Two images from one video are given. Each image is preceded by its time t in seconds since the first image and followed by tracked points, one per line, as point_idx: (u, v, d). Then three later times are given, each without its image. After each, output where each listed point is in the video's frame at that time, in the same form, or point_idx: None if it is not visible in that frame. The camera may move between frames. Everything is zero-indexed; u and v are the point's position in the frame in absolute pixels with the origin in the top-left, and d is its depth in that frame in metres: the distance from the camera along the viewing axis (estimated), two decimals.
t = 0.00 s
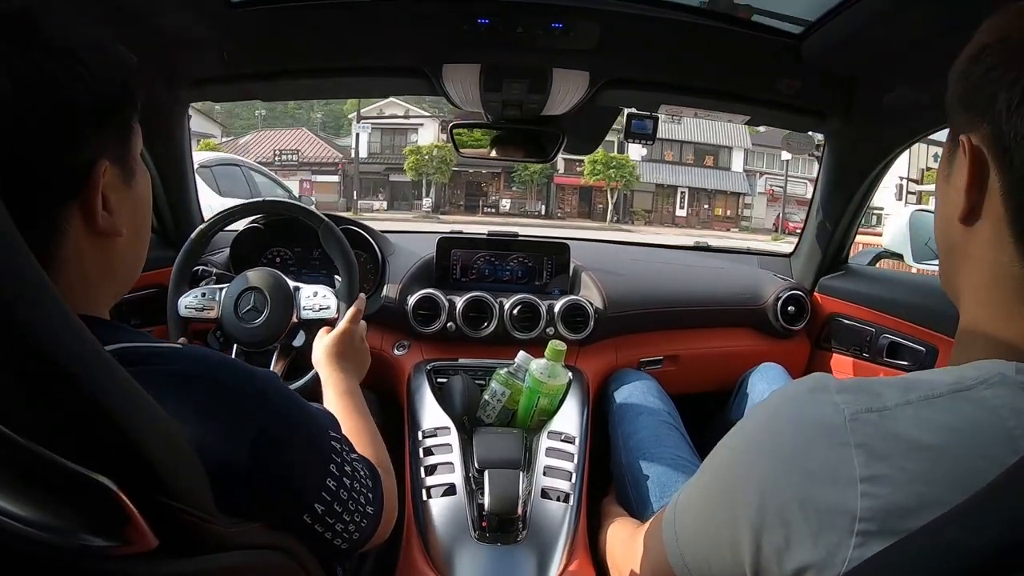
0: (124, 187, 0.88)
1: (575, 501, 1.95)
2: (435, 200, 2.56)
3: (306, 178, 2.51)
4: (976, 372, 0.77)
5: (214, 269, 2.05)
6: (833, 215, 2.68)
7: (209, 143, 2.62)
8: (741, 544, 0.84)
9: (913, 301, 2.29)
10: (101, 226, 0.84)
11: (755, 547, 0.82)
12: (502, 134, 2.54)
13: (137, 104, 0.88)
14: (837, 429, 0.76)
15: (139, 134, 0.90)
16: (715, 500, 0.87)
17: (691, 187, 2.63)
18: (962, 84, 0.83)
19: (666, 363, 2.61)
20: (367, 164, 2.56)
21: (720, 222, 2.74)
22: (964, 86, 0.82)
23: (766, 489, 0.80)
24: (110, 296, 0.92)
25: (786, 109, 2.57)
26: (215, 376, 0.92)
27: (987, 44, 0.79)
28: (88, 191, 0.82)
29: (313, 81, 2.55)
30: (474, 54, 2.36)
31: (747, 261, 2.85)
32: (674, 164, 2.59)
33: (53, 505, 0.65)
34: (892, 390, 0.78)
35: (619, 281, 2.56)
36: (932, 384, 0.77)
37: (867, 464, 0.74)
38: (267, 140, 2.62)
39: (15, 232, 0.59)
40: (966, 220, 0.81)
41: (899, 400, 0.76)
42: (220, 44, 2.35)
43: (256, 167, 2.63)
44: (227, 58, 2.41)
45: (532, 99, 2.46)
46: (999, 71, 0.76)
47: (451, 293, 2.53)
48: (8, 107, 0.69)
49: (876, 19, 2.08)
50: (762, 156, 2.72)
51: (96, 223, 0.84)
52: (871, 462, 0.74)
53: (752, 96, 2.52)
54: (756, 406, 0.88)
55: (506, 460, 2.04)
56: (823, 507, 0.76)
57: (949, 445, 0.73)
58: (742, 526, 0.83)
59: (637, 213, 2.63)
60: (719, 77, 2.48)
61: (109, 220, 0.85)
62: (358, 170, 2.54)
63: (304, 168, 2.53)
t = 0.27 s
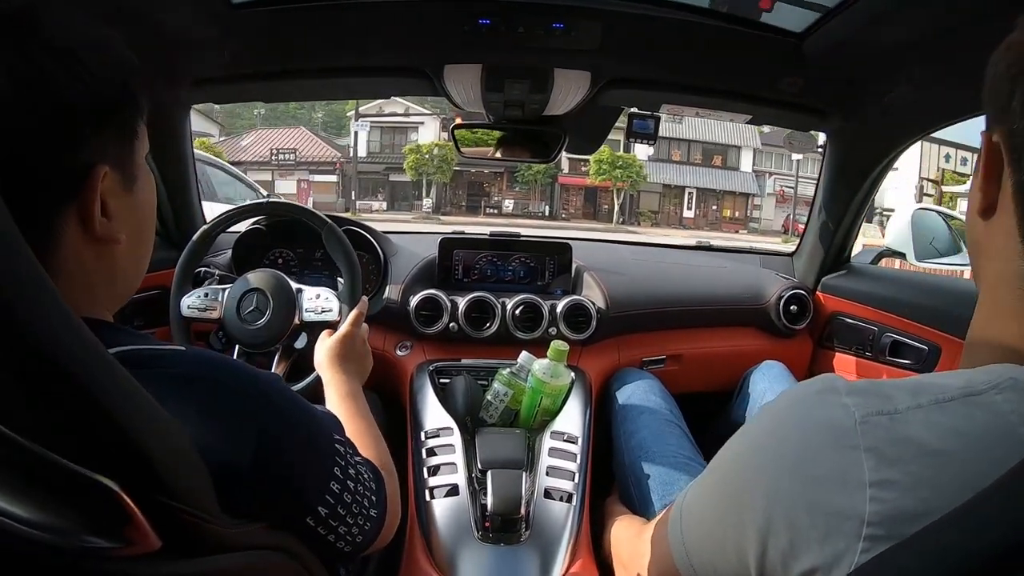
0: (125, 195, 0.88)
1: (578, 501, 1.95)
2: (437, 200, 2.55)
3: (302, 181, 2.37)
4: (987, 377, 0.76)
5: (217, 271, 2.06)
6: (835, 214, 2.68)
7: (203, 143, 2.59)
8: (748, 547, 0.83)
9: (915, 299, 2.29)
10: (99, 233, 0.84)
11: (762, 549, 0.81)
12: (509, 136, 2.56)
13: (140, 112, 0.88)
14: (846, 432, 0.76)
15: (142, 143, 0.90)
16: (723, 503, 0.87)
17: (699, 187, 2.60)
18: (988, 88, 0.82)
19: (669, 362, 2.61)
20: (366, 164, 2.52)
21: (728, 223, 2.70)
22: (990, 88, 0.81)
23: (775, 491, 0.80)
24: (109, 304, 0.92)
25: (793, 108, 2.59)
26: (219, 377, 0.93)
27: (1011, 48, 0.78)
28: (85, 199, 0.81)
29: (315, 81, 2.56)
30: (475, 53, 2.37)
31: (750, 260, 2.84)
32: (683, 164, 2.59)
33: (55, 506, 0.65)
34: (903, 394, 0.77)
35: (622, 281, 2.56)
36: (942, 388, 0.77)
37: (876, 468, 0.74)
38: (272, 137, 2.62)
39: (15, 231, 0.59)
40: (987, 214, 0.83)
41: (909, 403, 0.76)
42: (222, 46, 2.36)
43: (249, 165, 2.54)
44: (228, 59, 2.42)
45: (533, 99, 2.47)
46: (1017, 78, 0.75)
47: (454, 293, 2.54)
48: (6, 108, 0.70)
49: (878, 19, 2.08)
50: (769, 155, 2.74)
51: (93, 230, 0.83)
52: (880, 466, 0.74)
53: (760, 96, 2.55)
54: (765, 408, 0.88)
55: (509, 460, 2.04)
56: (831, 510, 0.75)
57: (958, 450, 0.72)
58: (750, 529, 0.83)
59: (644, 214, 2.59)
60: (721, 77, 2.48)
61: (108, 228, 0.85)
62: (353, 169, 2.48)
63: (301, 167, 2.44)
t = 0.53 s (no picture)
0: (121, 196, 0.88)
1: (579, 502, 1.95)
2: (435, 200, 2.56)
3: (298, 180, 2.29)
4: (984, 375, 0.76)
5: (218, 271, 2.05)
6: (837, 216, 2.69)
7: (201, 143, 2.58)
8: (747, 546, 0.83)
9: (916, 301, 2.28)
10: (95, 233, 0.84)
11: (760, 547, 0.82)
12: (511, 137, 2.57)
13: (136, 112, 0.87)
14: (843, 431, 0.76)
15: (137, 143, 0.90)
16: (721, 501, 0.87)
17: (704, 187, 2.58)
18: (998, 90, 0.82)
19: (670, 364, 2.61)
20: (364, 163, 2.48)
21: (736, 225, 2.70)
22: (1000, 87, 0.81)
23: (773, 489, 0.80)
24: (106, 302, 0.92)
25: (794, 109, 2.60)
26: (221, 376, 0.93)
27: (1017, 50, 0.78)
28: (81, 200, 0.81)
29: (317, 82, 2.56)
30: (476, 54, 2.37)
31: (752, 262, 2.83)
32: (687, 165, 2.56)
33: (55, 505, 0.64)
34: (900, 392, 0.77)
35: (623, 282, 2.56)
36: (939, 387, 0.77)
37: (873, 467, 0.74)
38: (272, 135, 2.59)
39: (15, 231, 0.58)
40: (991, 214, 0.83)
41: (906, 402, 0.76)
42: (224, 47, 2.36)
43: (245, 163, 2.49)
44: (230, 59, 2.42)
45: (535, 101, 2.47)
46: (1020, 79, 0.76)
47: (455, 294, 2.54)
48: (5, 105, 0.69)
49: (880, 20, 2.08)
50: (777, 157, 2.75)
51: (89, 231, 0.83)
52: (878, 465, 0.74)
53: (756, 96, 2.56)
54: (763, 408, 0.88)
55: (509, 462, 2.03)
56: (829, 508, 0.75)
57: (955, 448, 0.72)
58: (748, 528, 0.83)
59: (649, 216, 2.60)
60: (723, 78, 2.48)
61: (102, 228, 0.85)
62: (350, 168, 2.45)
63: (298, 167, 2.37)
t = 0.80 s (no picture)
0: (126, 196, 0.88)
1: (579, 503, 1.94)
2: (434, 201, 2.55)
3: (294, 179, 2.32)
4: (981, 374, 0.77)
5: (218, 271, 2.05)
6: (837, 217, 2.69)
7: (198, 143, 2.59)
8: (745, 545, 0.83)
9: (916, 302, 2.28)
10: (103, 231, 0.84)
11: (758, 545, 0.81)
12: (511, 136, 2.57)
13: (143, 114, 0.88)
14: (841, 427, 0.76)
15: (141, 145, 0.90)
16: (719, 500, 0.87)
17: (710, 187, 2.59)
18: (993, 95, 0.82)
19: (671, 365, 2.60)
20: (361, 162, 2.47)
21: (741, 225, 2.72)
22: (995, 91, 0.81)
23: (769, 487, 0.80)
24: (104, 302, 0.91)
25: (794, 110, 2.60)
26: (219, 375, 0.93)
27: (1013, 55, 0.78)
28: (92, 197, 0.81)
29: (318, 82, 2.56)
30: (477, 54, 2.37)
31: (753, 263, 2.82)
32: (693, 164, 2.59)
33: (56, 504, 0.64)
34: (898, 390, 0.78)
35: (624, 283, 2.55)
36: (937, 384, 0.77)
37: (872, 463, 0.74)
38: (273, 133, 2.59)
39: (16, 230, 0.58)
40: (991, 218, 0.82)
41: (904, 399, 0.76)
42: (225, 46, 2.36)
43: (241, 162, 2.46)
44: (231, 59, 2.42)
45: (536, 101, 2.48)
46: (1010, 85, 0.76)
47: (455, 294, 2.54)
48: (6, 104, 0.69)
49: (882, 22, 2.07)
50: (786, 155, 2.76)
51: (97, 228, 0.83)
52: (876, 461, 0.74)
53: (756, 97, 2.56)
54: (760, 405, 0.88)
55: (510, 463, 2.03)
56: (827, 504, 0.75)
57: (952, 444, 0.72)
58: (746, 526, 0.82)
59: (653, 216, 2.60)
60: (724, 79, 2.48)
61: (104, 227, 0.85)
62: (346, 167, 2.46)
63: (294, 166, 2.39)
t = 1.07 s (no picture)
0: (127, 194, 0.88)
1: (581, 502, 1.94)
2: (431, 201, 2.53)
3: (290, 179, 2.34)
4: (998, 369, 0.76)
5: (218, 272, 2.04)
6: (838, 216, 2.69)
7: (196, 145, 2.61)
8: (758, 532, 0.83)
9: (917, 301, 2.28)
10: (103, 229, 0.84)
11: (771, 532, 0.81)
12: (510, 136, 2.57)
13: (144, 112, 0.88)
14: (860, 417, 0.76)
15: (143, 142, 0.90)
16: (734, 486, 0.87)
17: (715, 187, 2.59)
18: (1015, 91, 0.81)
19: (671, 364, 2.60)
20: (357, 160, 2.48)
21: (746, 226, 2.74)
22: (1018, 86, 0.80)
23: (785, 474, 0.80)
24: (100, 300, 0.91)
25: (796, 110, 2.59)
26: (221, 374, 0.93)
27: None
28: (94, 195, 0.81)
29: (318, 82, 2.57)
30: (477, 54, 2.37)
31: (754, 263, 2.83)
32: (697, 164, 2.58)
33: (56, 504, 0.65)
34: (917, 381, 0.77)
35: (625, 283, 2.55)
36: (955, 378, 0.77)
37: (889, 454, 0.74)
38: (271, 133, 2.60)
39: (16, 230, 0.58)
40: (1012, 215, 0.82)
41: (923, 390, 0.76)
42: (225, 47, 2.36)
43: (235, 162, 2.53)
44: (232, 60, 2.42)
45: (536, 101, 2.48)
46: None
47: (456, 294, 2.54)
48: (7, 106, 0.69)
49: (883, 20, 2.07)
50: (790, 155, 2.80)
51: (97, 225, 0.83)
52: (893, 453, 0.74)
53: (756, 96, 2.55)
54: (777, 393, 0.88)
55: (512, 462, 2.03)
56: (843, 494, 0.75)
57: (970, 440, 0.72)
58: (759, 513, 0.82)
59: (656, 216, 2.59)
60: (724, 78, 2.48)
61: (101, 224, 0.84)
62: (342, 167, 2.45)
63: (289, 164, 2.41)
